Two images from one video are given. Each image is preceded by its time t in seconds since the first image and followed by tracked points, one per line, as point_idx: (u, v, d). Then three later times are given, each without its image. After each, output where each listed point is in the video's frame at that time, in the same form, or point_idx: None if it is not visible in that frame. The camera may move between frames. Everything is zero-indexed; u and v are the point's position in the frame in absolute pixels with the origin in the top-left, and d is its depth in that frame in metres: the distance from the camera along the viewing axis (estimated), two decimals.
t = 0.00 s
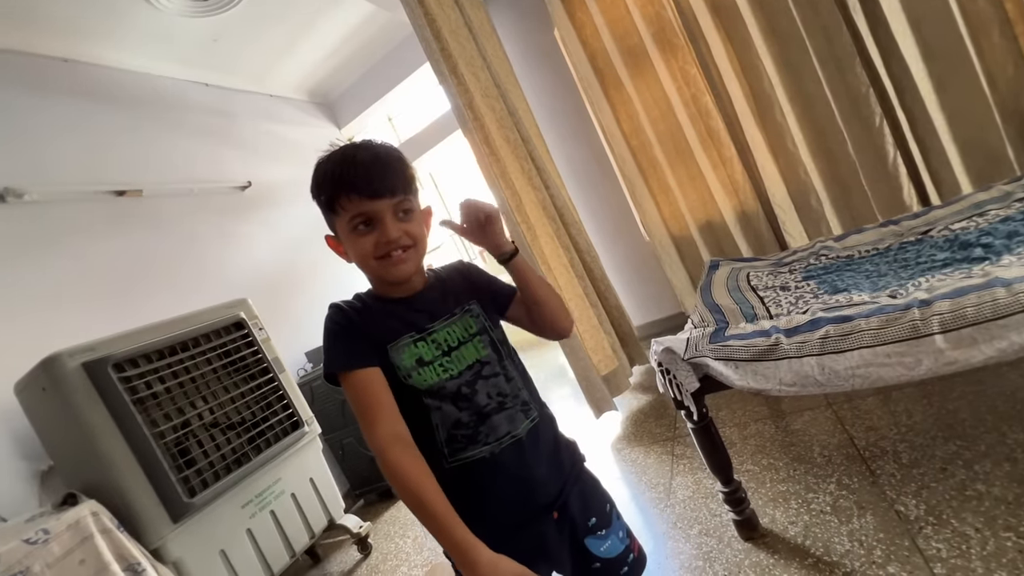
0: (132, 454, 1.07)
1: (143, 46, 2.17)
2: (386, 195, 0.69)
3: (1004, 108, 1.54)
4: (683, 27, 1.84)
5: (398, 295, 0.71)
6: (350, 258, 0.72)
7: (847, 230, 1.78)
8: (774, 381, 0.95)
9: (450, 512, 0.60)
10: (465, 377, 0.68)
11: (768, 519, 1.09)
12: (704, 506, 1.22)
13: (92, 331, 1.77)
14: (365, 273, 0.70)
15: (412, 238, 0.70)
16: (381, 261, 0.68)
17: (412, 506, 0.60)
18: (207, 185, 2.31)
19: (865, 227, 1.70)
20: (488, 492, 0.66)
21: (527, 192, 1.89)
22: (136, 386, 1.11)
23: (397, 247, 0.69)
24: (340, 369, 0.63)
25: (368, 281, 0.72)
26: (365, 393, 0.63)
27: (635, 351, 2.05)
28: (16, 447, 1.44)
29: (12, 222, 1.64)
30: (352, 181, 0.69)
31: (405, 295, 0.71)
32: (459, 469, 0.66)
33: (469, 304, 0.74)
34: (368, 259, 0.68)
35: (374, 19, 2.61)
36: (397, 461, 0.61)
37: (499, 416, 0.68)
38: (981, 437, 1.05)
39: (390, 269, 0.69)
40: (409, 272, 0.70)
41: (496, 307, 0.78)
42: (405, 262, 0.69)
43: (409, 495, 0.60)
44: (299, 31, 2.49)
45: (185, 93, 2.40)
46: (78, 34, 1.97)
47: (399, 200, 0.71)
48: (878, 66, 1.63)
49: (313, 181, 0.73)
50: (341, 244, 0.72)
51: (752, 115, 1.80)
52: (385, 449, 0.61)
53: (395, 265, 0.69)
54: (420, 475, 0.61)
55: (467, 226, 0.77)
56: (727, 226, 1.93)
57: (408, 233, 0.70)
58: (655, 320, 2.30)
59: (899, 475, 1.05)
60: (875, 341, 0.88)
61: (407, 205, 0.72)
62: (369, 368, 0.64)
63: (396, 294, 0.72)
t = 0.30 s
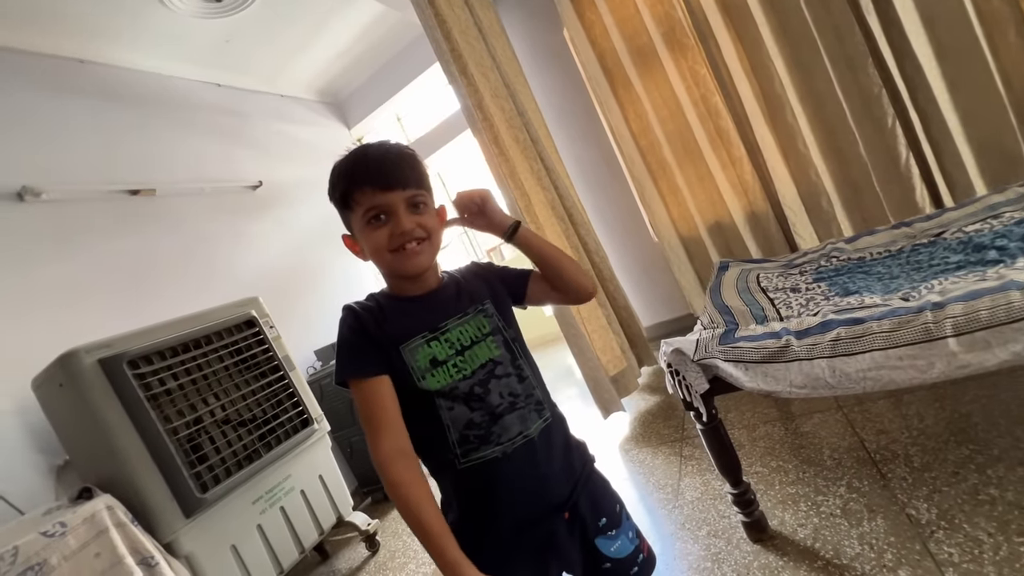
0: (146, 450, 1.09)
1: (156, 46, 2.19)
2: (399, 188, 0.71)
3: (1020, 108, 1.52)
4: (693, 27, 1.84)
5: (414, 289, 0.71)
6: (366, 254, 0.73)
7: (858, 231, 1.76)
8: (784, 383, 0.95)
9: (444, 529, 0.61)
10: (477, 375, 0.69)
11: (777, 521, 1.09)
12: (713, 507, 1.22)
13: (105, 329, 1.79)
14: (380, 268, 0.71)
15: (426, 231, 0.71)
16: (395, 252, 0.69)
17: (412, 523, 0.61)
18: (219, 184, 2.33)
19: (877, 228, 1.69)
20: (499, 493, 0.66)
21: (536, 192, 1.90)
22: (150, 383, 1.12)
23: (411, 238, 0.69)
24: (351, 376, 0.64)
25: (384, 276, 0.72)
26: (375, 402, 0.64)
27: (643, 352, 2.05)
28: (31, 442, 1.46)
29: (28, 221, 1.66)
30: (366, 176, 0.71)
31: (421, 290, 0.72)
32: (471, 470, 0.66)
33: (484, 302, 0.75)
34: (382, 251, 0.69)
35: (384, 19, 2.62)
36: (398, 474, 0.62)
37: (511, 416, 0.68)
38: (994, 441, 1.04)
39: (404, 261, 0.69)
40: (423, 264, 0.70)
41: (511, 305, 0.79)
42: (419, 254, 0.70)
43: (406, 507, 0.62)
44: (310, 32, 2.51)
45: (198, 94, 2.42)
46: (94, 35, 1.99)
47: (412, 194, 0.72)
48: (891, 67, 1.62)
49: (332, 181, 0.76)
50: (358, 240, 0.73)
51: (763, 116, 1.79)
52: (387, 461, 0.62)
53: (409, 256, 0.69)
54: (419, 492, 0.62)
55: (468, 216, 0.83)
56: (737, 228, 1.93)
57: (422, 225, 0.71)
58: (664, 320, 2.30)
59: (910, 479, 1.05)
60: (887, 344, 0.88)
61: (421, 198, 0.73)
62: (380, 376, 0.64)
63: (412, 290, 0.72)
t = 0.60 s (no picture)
0: (153, 445, 1.09)
1: (166, 45, 2.20)
2: (414, 179, 0.71)
3: None
4: (700, 26, 1.83)
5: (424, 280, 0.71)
6: (377, 244, 0.73)
7: (867, 232, 1.75)
8: (793, 384, 0.94)
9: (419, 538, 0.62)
10: (484, 370, 0.69)
11: (783, 523, 1.08)
12: (719, 508, 1.21)
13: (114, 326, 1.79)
14: (391, 258, 0.71)
15: (438, 222, 0.71)
16: (408, 242, 0.69)
17: (388, 528, 0.63)
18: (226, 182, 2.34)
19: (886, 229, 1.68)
20: (503, 490, 0.65)
21: (542, 192, 1.90)
22: (158, 379, 1.13)
23: (424, 229, 0.69)
24: (359, 374, 0.65)
25: (395, 267, 0.72)
26: (374, 402, 0.65)
27: (649, 352, 2.04)
28: (40, 437, 1.46)
29: (38, 218, 1.67)
30: (381, 165, 0.71)
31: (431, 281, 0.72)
32: (477, 466, 0.66)
33: (495, 297, 0.74)
34: (395, 241, 0.69)
35: (391, 19, 2.62)
36: (385, 478, 0.64)
37: (518, 412, 0.68)
38: (1005, 444, 1.03)
39: (417, 251, 0.69)
40: (435, 255, 0.70)
41: (521, 298, 0.79)
42: (431, 244, 0.70)
43: (389, 511, 0.63)
44: (317, 31, 2.51)
45: (206, 93, 2.43)
46: (104, 34, 2.00)
47: (426, 186, 0.73)
48: (902, 67, 1.60)
49: (346, 171, 0.76)
50: (369, 230, 0.73)
51: (771, 116, 1.78)
52: (375, 462, 0.64)
53: (421, 246, 0.69)
54: (401, 499, 0.63)
55: (473, 205, 0.82)
56: (744, 228, 1.91)
57: (435, 216, 0.71)
58: (670, 321, 2.29)
59: (920, 482, 1.04)
60: (897, 345, 0.87)
61: (434, 190, 0.73)
62: (382, 379, 0.65)
63: (420, 283, 0.72)
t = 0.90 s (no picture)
0: (157, 446, 1.08)
1: (172, 46, 2.20)
2: (422, 180, 0.70)
3: None
4: (708, 27, 1.81)
5: (433, 283, 0.71)
6: (386, 247, 0.72)
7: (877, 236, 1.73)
8: (804, 390, 0.93)
9: (431, 539, 0.62)
10: (491, 371, 0.67)
11: (793, 531, 1.06)
12: (727, 515, 1.20)
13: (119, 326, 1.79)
14: (400, 261, 0.70)
15: (448, 224, 0.71)
16: (418, 245, 0.68)
17: (403, 530, 0.62)
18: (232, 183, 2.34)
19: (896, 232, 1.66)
20: (510, 494, 0.64)
21: (549, 193, 1.88)
22: (162, 379, 1.12)
23: (433, 231, 0.69)
24: (368, 374, 0.64)
25: (404, 270, 0.72)
26: (384, 403, 0.65)
27: (655, 356, 2.02)
28: (45, 437, 1.46)
29: (44, 217, 1.67)
30: (390, 166, 0.70)
31: (441, 283, 0.71)
32: (484, 469, 0.65)
33: (504, 296, 0.73)
34: (404, 244, 0.68)
35: (397, 20, 2.62)
36: (396, 479, 0.63)
37: (526, 414, 0.67)
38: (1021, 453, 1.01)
39: (426, 253, 0.69)
40: (445, 258, 0.70)
41: (532, 294, 0.78)
42: (441, 247, 0.69)
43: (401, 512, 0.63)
44: (323, 32, 2.51)
45: (213, 93, 2.43)
46: (111, 34, 2.00)
47: (434, 187, 0.71)
48: (912, 69, 1.58)
49: (354, 172, 0.75)
50: (378, 233, 0.73)
51: (779, 118, 1.76)
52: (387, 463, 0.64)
53: (431, 249, 0.69)
54: (413, 500, 0.63)
55: (478, 203, 0.80)
56: (751, 231, 1.90)
57: (444, 218, 0.70)
58: (677, 324, 2.27)
59: (934, 490, 1.02)
60: (912, 351, 0.85)
61: (443, 191, 0.72)
62: (391, 381, 0.65)
63: (428, 284, 0.72)
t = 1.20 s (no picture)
0: (161, 443, 1.08)
1: (179, 45, 2.21)
2: (431, 177, 0.70)
3: None
4: (715, 28, 1.80)
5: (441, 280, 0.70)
6: (394, 244, 0.72)
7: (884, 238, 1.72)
8: (811, 393, 0.92)
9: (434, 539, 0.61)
10: (497, 370, 0.67)
11: (799, 535, 1.05)
12: (732, 518, 1.19)
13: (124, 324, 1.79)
14: (408, 258, 0.70)
15: (456, 221, 0.70)
16: (426, 242, 0.68)
17: (406, 531, 0.62)
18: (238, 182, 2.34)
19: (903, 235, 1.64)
20: (516, 494, 0.64)
21: (554, 194, 1.88)
22: (167, 377, 1.12)
23: (442, 228, 0.68)
24: (374, 372, 0.64)
25: (412, 267, 0.72)
26: (389, 401, 0.65)
27: (658, 357, 2.01)
28: (50, 433, 1.46)
29: (51, 215, 1.67)
30: (398, 163, 0.70)
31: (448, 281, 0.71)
32: (491, 468, 0.64)
33: (511, 295, 0.72)
34: (412, 241, 0.68)
35: (403, 20, 2.62)
36: (400, 478, 0.63)
37: (533, 413, 0.66)
38: None
39: (435, 251, 0.68)
40: (453, 255, 0.69)
41: (539, 292, 0.77)
42: (449, 244, 0.69)
43: (404, 511, 0.62)
44: (329, 32, 2.51)
45: (219, 92, 2.44)
46: (118, 33, 2.01)
47: (443, 184, 0.71)
48: (921, 70, 1.57)
49: (362, 169, 0.74)
50: (386, 230, 0.72)
51: (786, 119, 1.75)
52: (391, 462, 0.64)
53: (439, 246, 0.68)
54: (416, 500, 0.62)
55: (482, 200, 0.80)
56: (757, 232, 1.89)
57: (452, 216, 0.70)
58: (681, 325, 2.26)
59: (942, 495, 1.01)
60: (922, 354, 0.84)
61: (452, 188, 0.72)
62: (396, 379, 0.65)
63: (436, 281, 0.71)
